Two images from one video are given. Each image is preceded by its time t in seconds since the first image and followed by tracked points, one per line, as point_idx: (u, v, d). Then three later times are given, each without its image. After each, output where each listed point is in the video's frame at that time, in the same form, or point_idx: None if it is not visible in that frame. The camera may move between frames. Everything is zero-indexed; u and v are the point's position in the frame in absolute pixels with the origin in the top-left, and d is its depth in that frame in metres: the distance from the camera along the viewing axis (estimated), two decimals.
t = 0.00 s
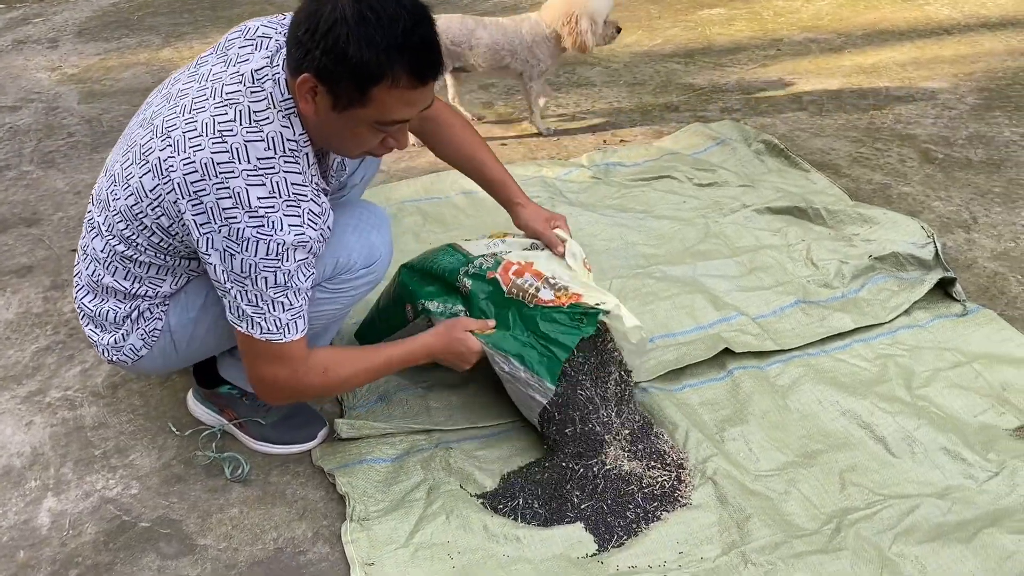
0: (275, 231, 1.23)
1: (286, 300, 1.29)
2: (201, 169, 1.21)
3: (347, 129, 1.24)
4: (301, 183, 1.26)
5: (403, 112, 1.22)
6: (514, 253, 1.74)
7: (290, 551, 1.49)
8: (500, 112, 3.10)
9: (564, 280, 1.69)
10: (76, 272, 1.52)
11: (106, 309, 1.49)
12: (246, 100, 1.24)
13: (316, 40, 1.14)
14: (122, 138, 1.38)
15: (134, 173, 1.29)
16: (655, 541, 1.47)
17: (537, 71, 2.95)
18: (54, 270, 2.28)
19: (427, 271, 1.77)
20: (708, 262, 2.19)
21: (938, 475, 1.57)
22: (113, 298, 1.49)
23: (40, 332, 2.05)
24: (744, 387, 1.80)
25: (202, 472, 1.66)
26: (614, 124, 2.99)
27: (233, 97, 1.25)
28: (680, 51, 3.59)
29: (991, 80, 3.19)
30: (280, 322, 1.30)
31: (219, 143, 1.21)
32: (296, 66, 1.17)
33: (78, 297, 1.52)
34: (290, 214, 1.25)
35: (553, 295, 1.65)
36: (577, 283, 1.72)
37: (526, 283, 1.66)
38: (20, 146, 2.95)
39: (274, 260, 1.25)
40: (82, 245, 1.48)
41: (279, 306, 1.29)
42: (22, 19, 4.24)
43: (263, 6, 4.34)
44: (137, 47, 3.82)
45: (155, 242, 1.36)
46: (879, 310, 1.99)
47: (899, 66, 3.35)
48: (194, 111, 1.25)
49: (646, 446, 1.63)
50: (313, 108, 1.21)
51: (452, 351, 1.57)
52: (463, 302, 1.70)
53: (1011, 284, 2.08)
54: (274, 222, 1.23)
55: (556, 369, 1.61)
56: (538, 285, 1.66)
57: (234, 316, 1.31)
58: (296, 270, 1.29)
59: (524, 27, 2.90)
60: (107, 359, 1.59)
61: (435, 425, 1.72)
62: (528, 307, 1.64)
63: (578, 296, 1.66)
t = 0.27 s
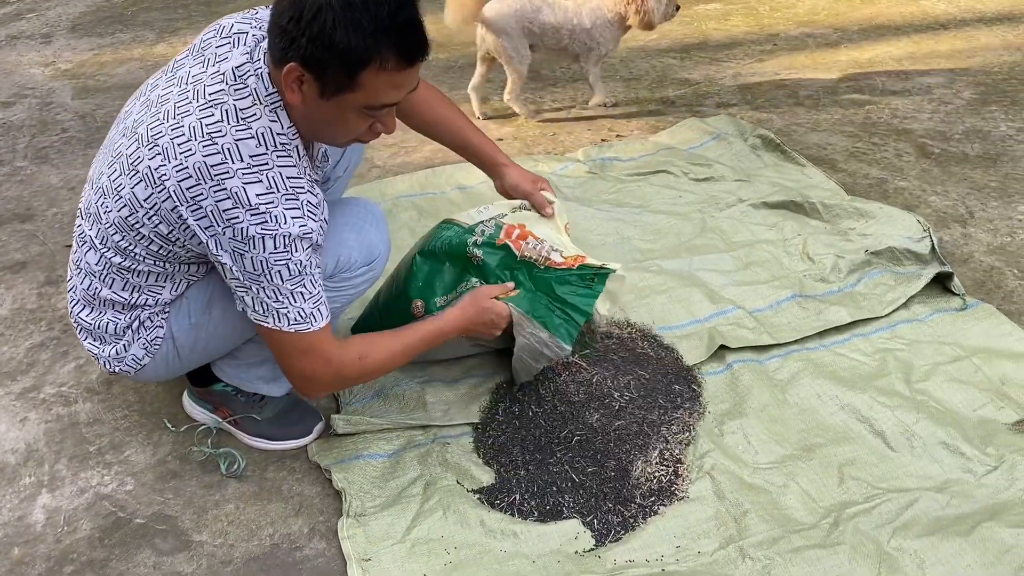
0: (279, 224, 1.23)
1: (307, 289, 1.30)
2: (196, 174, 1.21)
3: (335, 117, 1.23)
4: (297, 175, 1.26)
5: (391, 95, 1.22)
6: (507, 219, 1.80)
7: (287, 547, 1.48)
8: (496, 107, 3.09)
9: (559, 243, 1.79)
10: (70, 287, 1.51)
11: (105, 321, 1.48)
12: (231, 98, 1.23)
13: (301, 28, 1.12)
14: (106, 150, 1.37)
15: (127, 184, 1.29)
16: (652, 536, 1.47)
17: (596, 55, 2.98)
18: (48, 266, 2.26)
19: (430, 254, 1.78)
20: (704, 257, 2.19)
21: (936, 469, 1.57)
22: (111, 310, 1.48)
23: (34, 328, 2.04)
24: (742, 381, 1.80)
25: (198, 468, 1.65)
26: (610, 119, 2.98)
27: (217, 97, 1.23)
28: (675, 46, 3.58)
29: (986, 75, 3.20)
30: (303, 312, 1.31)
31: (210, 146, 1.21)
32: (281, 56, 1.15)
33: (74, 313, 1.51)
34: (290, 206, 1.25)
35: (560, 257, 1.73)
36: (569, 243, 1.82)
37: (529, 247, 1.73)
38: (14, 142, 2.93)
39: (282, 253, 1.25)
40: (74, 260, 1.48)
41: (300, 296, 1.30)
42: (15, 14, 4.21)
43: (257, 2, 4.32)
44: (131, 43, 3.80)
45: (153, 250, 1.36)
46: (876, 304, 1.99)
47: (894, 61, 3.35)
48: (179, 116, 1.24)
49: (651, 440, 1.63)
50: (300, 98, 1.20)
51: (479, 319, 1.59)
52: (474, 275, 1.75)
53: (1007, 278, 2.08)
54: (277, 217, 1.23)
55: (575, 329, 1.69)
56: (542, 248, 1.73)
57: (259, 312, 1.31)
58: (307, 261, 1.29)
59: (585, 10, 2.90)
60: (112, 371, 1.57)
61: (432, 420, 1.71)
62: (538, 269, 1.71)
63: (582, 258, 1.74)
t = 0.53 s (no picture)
0: (276, 220, 1.22)
1: (300, 287, 1.29)
2: (192, 167, 1.21)
3: (343, 110, 1.23)
4: (294, 170, 1.25)
5: (400, 87, 1.22)
6: (511, 220, 1.79)
7: (285, 544, 1.48)
8: (494, 103, 3.08)
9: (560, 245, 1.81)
10: (62, 283, 1.50)
11: (97, 317, 1.48)
12: (228, 93, 1.23)
13: (312, 21, 1.12)
14: (99, 144, 1.37)
15: (121, 178, 1.29)
16: (652, 532, 1.46)
17: (671, 43, 2.94)
18: (45, 262, 2.25)
19: (433, 256, 1.76)
20: (704, 253, 2.19)
21: (936, 465, 1.56)
22: (103, 306, 1.47)
23: (30, 324, 2.03)
24: (742, 377, 1.79)
25: (195, 464, 1.64)
26: (609, 115, 2.97)
27: (215, 91, 1.23)
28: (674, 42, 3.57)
29: (985, 71, 3.19)
30: (295, 310, 1.30)
31: (207, 140, 1.20)
32: (291, 48, 1.15)
33: (66, 308, 1.50)
34: (287, 201, 1.24)
35: (564, 265, 1.77)
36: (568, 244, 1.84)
37: (536, 253, 1.75)
38: (10, 137, 2.91)
39: (278, 249, 1.24)
40: (67, 255, 1.47)
41: (293, 294, 1.29)
42: (10, 10, 4.19)
43: None
44: (127, 38, 3.78)
45: (146, 245, 1.36)
46: (876, 300, 1.98)
47: (894, 57, 3.34)
48: (175, 109, 1.23)
49: (652, 436, 1.63)
50: (308, 91, 1.19)
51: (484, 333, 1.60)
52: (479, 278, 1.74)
53: (1006, 275, 2.08)
54: (273, 212, 1.22)
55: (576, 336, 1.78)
56: (548, 255, 1.75)
57: (252, 308, 1.30)
58: (302, 257, 1.28)
59: None
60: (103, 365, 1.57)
61: (430, 416, 1.70)
62: (544, 277, 1.75)
63: (585, 265, 1.79)
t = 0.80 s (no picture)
0: (272, 212, 1.22)
1: (282, 286, 1.29)
2: (194, 153, 1.21)
3: (355, 102, 1.25)
4: (294, 164, 1.25)
5: (410, 77, 1.25)
6: (523, 231, 1.81)
7: (281, 541, 1.47)
8: (493, 99, 3.07)
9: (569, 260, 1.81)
10: (59, 278, 1.49)
11: (94, 315, 1.47)
12: (236, 82, 1.24)
13: (325, 16, 1.14)
14: (102, 136, 1.36)
15: (123, 167, 1.28)
16: (649, 529, 1.46)
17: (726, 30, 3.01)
18: (42, 259, 2.25)
19: (440, 261, 1.76)
20: (702, 250, 2.18)
21: (934, 464, 1.56)
22: (101, 303, 1.47)
23: (27, 321, 2.02)
24: (740, 375, 1.79)
25: (192, 461, 1.64)
26: (607, 112, 2.97)
27: (222, 80, 1.24)
28: (673, 40, 3.57)
29: (984, 69, 3.19)
30: (272, 310, 1.30)
31: (212, 126, 1.20)
32: (303, 45, 1.17)
33: (64, 306, 1.50)
34: (286, 194, 1.24)
35: (571, 280, 1.78)
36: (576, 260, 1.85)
37: (546, 267, 1.76)
38: (7, 133, 2.91)
39: (272, 242, 1.24)
40: (66, 250, 1.46)
41: (274, 292, 1.29)
42: (8, 5, 4.17)
43: None
44: (125, 34, 3.77)
45: (144, 237, 1.34)
46: (874, 298, 1.98)
47: (893, 55, 3.34)
48: (182, 97, 1.24)
49: (649, 434, 1.63)
50: (321, 86, 1.21)
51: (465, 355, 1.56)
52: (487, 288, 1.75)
53: (1004, 273, 2.08)
54: (271, 203, 1.22)
55: (578, 350, 1.78)
56: (558, 270, 1.77)
57: (226, 304, 1.31)
58: (294, 255, 1.28)
59: None
60: (100, 365, 1.56)
61: (428, 414, 1.70)
62: (550, 290, 1.77)
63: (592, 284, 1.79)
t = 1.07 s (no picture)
0: (277, 205, 1.22)
1: (286, 278, 1.29)
2: (200, 145, 1.20)
3: (363, 99, 1.25)
4: (300, 159, 1.25)
5: (418, 74, 1.24)
6: (518, 229, 1.80)
7: (278, 540, 1.47)
8: (492, 98, 3.06)
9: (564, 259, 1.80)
10: (61, 274, 1.48)
11: (96, 310, 1.46)
12: (243, 76, 1.24)
13: (335, 14, 1.14)
14: (106, 130, 1.36)
15: (127, 160, 1.27)
16: (648, 530, 1.46)
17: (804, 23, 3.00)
18: (40, 257, 2.24)
19: (435, 257, 1.75)
20: (701, 250, 2.18)
21: (932, 464, 1.56)
22: (103, 298, 1.46)
23: (25, 319, 2.02)
24: (739, 376, 1.79)
25: (190, 460, 1.64)
26: (607, 111, 2.96)
27: (230, 74, 1.24)
28: (674, 38, 3.56)
29: (985, 69, 3.18)
30: (274, 300, 1.30)
31: (219, 118, 1.20)
32: (312, 43, 1.17)
33: (65, 300, 1.49)
34: (291, 188, 1.24)
35: (567, 278, 1.76)
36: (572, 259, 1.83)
37: (540, 265, 1.74)
38: (6, 130, 2.90)
39: (277, 235, 1.24)
40: (68, 245, 1.45)
41: (277, 283, 1.28)
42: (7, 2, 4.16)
43: None
44: (124, 32, 3.76)
45: (147, 231, 1.33)
46: (873, 298, 1.98)
47: (893, 55, 3.33)
48: (188, 90, 1.24)
49: (648, 434, 1.62)
50: (329, 84, 1.21)
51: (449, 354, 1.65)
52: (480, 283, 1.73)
53: (1004, 274, 2.07)
54: (277, 196, 1.22)
55: (573, 348, 1.77)
56: (552, 268, 1.75)
57: (229, 295, 1.31)
58: (298, 248, 1.28)
59: None
60: (100, 362, 1.55)
61: (425, 413, 1.70)
62: (545, 286, 1.75)
63: (587, 282, 1.78)
